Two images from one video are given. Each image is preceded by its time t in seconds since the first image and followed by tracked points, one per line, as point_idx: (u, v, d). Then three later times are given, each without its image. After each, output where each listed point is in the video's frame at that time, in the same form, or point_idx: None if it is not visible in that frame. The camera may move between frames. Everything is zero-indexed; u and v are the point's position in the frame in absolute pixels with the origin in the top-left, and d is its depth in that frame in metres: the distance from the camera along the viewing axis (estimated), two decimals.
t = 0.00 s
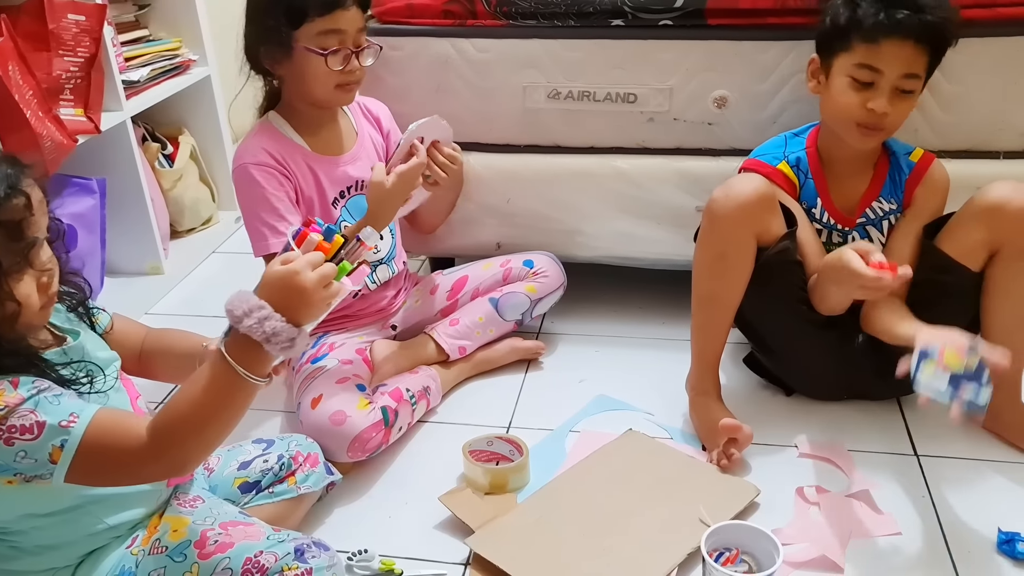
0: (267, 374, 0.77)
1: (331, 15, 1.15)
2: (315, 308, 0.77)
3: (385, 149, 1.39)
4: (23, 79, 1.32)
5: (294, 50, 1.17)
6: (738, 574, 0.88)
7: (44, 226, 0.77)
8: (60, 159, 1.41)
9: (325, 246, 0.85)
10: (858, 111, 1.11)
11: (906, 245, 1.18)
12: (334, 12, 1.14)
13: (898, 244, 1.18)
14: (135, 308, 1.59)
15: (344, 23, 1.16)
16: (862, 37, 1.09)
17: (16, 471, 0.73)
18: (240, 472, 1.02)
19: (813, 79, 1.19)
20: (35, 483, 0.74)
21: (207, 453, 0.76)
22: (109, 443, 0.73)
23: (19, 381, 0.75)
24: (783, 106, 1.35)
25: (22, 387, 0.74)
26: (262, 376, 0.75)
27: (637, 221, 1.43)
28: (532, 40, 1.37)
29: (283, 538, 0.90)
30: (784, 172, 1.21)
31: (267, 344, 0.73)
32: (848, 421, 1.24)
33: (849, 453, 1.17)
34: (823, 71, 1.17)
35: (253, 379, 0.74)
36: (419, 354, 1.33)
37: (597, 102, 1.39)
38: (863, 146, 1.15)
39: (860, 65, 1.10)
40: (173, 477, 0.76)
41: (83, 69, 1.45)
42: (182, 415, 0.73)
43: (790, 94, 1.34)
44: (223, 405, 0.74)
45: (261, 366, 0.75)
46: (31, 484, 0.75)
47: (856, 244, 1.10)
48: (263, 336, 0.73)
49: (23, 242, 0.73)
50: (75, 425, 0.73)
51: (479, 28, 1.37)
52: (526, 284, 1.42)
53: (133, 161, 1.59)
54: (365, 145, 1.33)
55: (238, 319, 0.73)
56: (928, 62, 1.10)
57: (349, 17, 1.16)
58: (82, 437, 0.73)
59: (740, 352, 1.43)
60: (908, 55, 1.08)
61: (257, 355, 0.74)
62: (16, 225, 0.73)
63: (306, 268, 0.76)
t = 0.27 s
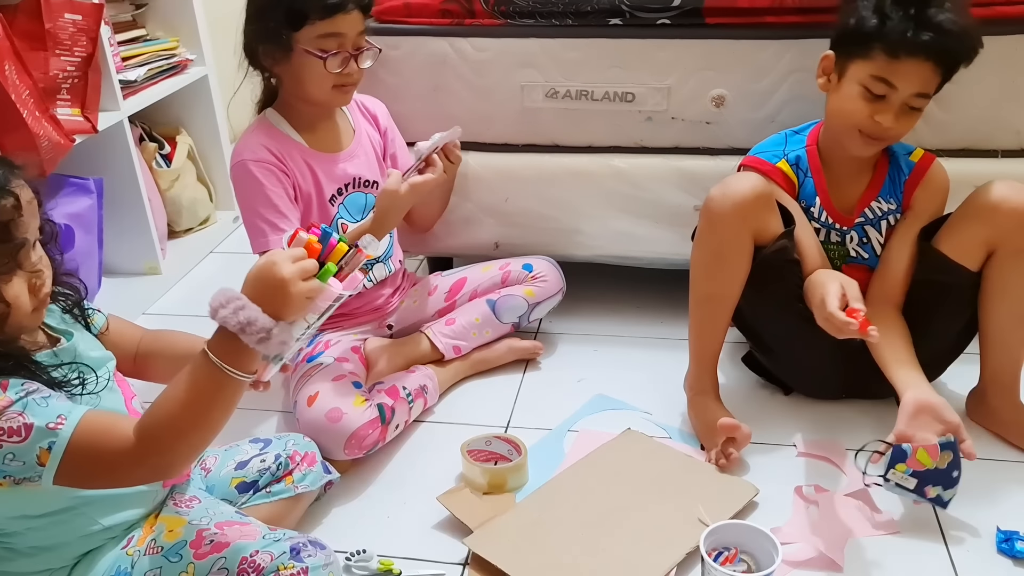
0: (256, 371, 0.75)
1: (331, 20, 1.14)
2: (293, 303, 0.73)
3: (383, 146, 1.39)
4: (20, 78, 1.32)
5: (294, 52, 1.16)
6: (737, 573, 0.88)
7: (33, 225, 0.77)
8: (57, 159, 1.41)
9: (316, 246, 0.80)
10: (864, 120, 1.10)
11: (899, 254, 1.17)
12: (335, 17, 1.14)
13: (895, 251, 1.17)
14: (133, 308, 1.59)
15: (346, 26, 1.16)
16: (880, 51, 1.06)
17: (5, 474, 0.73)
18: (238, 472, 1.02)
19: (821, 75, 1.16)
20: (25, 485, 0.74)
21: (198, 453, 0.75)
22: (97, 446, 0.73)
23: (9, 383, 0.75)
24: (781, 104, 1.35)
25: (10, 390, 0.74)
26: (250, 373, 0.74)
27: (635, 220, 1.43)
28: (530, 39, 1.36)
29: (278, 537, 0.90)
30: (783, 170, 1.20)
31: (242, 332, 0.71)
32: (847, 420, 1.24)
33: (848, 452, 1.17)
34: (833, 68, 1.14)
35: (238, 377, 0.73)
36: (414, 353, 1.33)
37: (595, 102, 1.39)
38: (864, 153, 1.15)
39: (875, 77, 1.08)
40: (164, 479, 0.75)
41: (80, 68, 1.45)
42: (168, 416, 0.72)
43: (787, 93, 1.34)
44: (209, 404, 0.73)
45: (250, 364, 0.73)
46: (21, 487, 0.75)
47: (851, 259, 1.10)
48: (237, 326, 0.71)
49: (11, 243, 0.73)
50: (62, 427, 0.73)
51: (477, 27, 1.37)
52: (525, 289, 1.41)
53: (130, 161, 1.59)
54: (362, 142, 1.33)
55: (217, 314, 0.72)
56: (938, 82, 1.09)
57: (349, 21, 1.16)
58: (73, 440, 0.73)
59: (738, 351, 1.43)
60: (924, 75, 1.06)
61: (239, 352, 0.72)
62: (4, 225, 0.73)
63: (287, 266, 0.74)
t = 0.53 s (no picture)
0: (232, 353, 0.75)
1: (336, 20, 1.14)
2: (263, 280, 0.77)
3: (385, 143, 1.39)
4: (18, 78, 1.31)
5: (297, 49, 1.16)
6: (736, 571, 0.88)
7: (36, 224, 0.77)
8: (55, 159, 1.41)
9: (318, 258, 0.85)
10: (863, 125, 1.10)
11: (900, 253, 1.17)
12: (340, 18, 1.14)
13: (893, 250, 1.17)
14: (131, 308, 1.59)
15: (349, 28, 1.15)
16: (883, 56, 1.05)
17: None
18: (237, 472, 1.02)
19: (824, 75, 1.15)
20: (14, 482, 0.74)
21: (183, 440, 0.75)
22: (83, 441, 0.73)
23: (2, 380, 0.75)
24: (778, 103, 1.35)
25: (3, 386, 0.75)
26: (229, 353, 0.74)
27: (634, 219, 1.43)
28: (527, 38, 1.36)
29: (275, 537, 0.90)
30: (780, 169, 1.21)
31: (212, 299, 0.71)
32: (845, 418, 1.24)
33: (846, 450, 1.17)
34: (836, 69, 1.13)
35: (216, 358, 0.73)
36: (411, 351, 1.33)
37: (593, 100, 1.39)
38: (862, 156, 1.15)
39: (876, 83, 1.07)
40: (151, 469, 0.75)
41: (77, 68, 1.45)
42: (149, 404, 0.72)
43: (785, 91, 1.34)
44: (190, 389, 0.73)
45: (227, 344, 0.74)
46: (9, 484, 0.75)
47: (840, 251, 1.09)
48: (208, 293, 0.71)
49: (14, 242, 0.73)
50: (47, 420, 0.73)
51: (475, 25, 1.37)
52: (525, 289, 1.41)
53: (127, 161, 1.59)
54: (364, 139, 1.33)
55: (188, 287, 0.72)
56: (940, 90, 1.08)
57: (354, 22, 1.15)
58: (63, 436, 0.73)
59: (737, 350, 1.43)
60: (926, 83, 1.06)
61: (212, 327, 0.72)
62: (7, 225, 0.73)
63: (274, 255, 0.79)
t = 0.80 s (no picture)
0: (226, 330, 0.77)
1: (337, 12, 1.13)
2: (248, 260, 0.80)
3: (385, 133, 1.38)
4: (13, 75, 1.31)
5: (297, 41, 1.16)
6: (736, 567, 0.88)
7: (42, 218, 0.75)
8: (52, 156, 1.40)
9: (312, 252, 0.90)
10: (860, 121, 1.10)
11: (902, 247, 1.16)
12: (340, 10, 1.13)
13: (895, 248, 1.16)
14: (128, 306, 1.58)
15: (348, 21, 1.15)
16: (882, 53, 1.05)
17: None
18: (235, 469, 1.01)
19: (821, 74, 1.15)
20: (8, 474, 0.73)
21: (179, 424, 0.76)
22: (78, 426, 0.72)
23: None
24: (776, 98, 1.35)
25: None
26: (222, 329, 0.76)
27: (632, 215, 1.43)
28: (525, 33, 1.36)
29: (275, 535, 0.89)
30: (779, 164, 1.20)
31: (202, 274, 0.74)
32: (844, 413, 1.24)
33: (846, 446, 1.17)
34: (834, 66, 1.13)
35: (214, 331, 0.75)
36: (409, 348, 1.33)
37: (591, 95, 1.39)
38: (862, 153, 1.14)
39: (874, 79, 1.07)
40: (147, 454, 0.75)
41: (73, 64, 1.44)
42: (146, 383, 0.72)
43: (783, 86, 1.34)
44: (186, 366, 0.74)
45: (219, 318, 0.76)
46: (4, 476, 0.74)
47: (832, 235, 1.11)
48: (198, 269, 0.75)
49: (27, 240, 0.72)
50: (41, 408, 0.72)
51: (473, 21, 1.36)
52: (523, 286, 1.41)
53: (124, 158, 1.58)
54: (362, 132, 1.32)
55: (179, 266, 0.75)
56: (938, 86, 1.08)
57: (354, 15, 1.15)
58: (56, 423, 0.72)
59: (736, 346, 1.43)
60: (924, 79, 1.05)
61: (202, 300, 0.75)
62: (20, 223, 0.71)
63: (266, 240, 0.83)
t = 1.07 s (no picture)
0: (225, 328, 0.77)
1: (335, 14, 1.13)
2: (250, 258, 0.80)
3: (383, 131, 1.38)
4: (14, 75, 1.31)
5: (296, 43, 1.16)
6: (738, 568, 0.88)
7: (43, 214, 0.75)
8: (53, 156, 1.40)
9: (307, 248, 0.89)
10: (858, 129, 1.10)
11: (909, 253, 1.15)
12: (338, 12, 1.13)
13: (902, 254, 1.16)
14: (129, 307, 1.58)
15: (347, 23, 1.14)
16: (877, 61, 1.05)
17: None
18: (237, 471, 1.01)
19: (817, 82, 1.15)
20: (15, 474, 0.74)
21: (182, 424, 0.76)
22: (82, 427, 0.72)
23: (6, 373, 0.74)
24: (777, 98, 1.35)
25: (6, 378, 0.74)
26: (221, 328, 0.76)
27: (633, 215, 1.43)
28: (526, 34, 1.36)
29: (278, 536, 0.90)
30: (778, 165, 1.20)
31: (198, 273, 0.74)
32: (846, 414, 1.24)
33: (847, 446, 1.17)
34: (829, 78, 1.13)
35: (213, 328, 0.75)
36: (411, 348, 1.33)
37: (592, 96, 1.39)
38: (860, 159, 1.14)
39: (870, 89, 1.07)
40: (151, 454, 0.74)
41: (74, 65, 1.44)
42: (148, 382, 0.73)
43: (785, 86, 1.34)
44: (187, 363, 0.74)
45: (218, 315, 0.76)
46: (10, 476, 0.74)
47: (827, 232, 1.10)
48: (195, 268, 0.75)
49: (30, 235, 0.72)
50: (47, 409, 0.72)
51: (474, 21, 1.36)
52: (524, 286, 1.41)
53: (125, 158, 1.58)
54: (360, 131, 1.32)
55: (175, 265, 0.75)
56: (936, 89, 1.08)
57: (353, 17, 1.14)
58: (59, 423, 0.72)
59: (737, 346, 1.43)
60: (921, 86, 1.05)
61: (200, 298, 0.75)
62: (23, 217, 0.71)
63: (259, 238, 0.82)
